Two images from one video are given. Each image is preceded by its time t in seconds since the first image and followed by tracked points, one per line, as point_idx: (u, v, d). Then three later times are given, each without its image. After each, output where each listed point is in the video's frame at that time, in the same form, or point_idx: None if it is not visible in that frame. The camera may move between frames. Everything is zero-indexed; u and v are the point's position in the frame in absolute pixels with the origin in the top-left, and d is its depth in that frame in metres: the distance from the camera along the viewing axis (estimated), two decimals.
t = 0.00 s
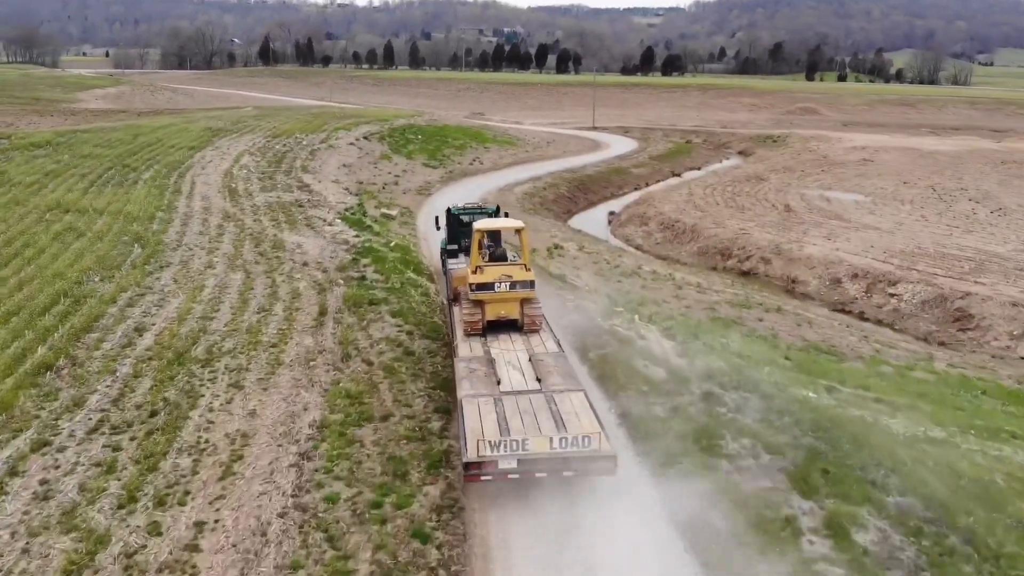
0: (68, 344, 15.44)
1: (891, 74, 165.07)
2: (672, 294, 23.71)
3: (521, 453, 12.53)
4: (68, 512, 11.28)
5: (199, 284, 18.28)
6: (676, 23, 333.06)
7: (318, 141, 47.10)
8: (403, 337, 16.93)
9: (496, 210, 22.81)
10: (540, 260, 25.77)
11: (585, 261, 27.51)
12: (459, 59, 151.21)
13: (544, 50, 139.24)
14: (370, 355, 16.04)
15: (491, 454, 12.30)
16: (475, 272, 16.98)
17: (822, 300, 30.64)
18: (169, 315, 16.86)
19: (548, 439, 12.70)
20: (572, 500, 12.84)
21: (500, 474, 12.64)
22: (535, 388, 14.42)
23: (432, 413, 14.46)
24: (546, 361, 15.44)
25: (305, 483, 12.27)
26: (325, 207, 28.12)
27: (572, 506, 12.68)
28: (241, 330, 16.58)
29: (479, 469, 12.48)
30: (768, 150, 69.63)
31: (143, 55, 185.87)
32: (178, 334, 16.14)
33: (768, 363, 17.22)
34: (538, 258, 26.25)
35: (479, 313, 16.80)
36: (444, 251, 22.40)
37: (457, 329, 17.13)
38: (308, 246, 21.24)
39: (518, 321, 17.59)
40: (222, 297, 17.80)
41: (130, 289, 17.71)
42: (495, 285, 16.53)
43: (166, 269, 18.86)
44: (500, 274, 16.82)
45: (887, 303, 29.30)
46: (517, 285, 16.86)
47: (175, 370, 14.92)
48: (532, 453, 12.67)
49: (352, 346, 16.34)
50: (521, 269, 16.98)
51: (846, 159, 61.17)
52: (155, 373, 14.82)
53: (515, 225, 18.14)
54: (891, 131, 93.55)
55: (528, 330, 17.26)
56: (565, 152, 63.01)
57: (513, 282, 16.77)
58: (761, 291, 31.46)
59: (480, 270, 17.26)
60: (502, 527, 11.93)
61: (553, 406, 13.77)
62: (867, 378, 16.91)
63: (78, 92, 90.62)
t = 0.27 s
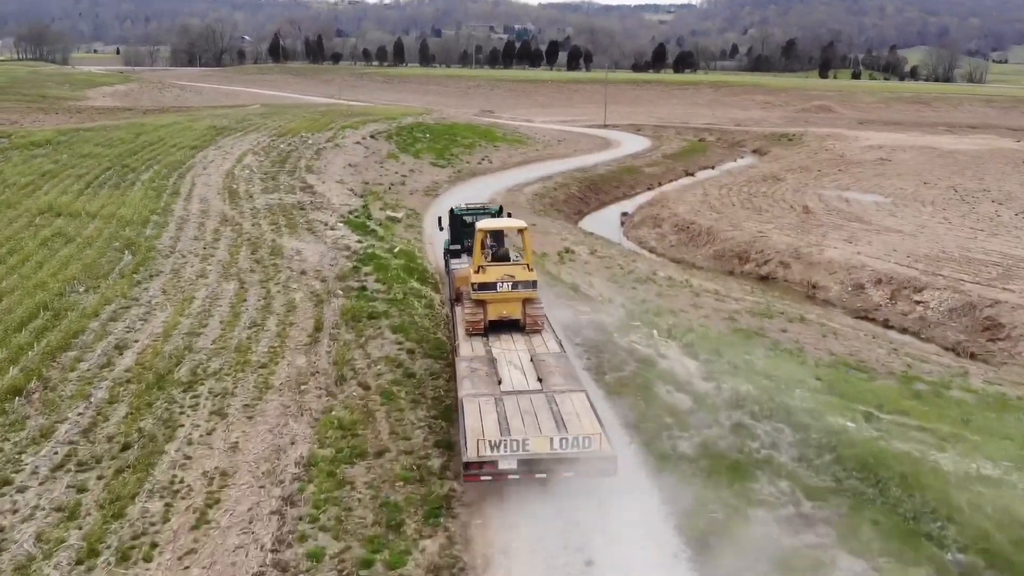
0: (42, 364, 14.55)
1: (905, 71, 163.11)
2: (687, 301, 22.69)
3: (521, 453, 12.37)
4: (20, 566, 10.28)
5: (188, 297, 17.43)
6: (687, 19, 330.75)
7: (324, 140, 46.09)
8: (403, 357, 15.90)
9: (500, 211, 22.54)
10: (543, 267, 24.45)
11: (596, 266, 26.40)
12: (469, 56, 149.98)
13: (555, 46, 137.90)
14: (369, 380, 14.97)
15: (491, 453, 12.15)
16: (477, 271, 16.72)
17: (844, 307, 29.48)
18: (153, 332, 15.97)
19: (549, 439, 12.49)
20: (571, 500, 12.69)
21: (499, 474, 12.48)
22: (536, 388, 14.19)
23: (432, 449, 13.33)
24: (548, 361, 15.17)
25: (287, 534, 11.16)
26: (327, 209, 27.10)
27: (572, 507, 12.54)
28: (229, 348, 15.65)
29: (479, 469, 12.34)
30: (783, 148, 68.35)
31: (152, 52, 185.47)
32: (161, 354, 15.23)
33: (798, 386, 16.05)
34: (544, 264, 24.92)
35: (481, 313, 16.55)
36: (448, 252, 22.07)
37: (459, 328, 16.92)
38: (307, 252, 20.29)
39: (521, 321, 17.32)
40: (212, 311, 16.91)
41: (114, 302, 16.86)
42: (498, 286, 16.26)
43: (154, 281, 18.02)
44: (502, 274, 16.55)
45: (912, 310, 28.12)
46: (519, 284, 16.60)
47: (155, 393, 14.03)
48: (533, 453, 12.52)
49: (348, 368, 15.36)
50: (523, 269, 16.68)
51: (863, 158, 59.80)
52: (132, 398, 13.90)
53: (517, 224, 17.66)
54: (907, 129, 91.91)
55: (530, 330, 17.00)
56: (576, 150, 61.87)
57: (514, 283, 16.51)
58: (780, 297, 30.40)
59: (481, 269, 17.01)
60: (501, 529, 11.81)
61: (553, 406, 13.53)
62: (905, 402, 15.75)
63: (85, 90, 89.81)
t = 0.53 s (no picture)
0: None
1: (924, 68, 160.51)
2: (710, 313, 21.38)
3: (523, 456, 12.10)
4: None
5: (172, 315, 16.24)
6: (702, 16, 327.88)
7: (332, 139, 44.84)
8: (399, 393, 14.38)
9: (505, 212, 22.22)
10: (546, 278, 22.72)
11: (612, 274, 25.06)
12: (482, 53, 148.57)
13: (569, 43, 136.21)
14: (361, 422, 13.47)
15: (492, 456, 11.91)
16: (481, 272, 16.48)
17: (874, 318, 28.00)
18: (128, 358, 14.72)
19: (551, 442, 12.22)
20: (576, 502, 12.38)
21: (500, 476, 12.22)
22: (539, 390, 13.93)
23: (430, 508, 11.78)
24: (551, 364, 14.91)
25: None
26: (331, 214, 25.82)
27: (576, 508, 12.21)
28: (210, 377, 14.36)
29: (481, 471, 12.08)
30: (803, 148, 66.71)
31: (165, 49, 184.96)
32: (134, 384, 13.93)
33: (843, 421, 14.61)
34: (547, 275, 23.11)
35: (484, 314, 16.28)
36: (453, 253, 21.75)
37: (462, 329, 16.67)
38: (304, 265, 18.98)
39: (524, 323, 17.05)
40: (195, 333, 15.66)
41: (89, 324, 15.62)
42: (502, 287, 16.03)
43: (136, 298, 16.83)
44: (506, 275, 16.30)
45: (947, 322, 26.64)
46: (523, 286, 16.35)
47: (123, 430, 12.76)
48: (534, 456, 12.25)
49: (339, 403, 13.94)
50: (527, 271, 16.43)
51: (886, 158, 58.11)
52: (94, 439, 12.53)
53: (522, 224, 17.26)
54: (929, 128, 89.88)
55: (533, 332, 16.76)
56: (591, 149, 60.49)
57: (519, 284, 16.26)
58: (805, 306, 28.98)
59: (485, 270, 16.75)
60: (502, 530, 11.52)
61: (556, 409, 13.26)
62: (960, 441, 14.32)
63: (93, 87, 88.91)
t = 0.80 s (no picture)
0: None
1: (939, 67, 158.54)
2: (729, 327, 20.34)
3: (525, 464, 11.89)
4: None
5: (155, 335, 15.27)
6: (713, 14, 326.55)
7: (338, 140, 43.88)
8: (394, 427, 13.26)
9: (508, 215, 22.10)
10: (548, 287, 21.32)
11: (626, 283, 23.96)
12: (493, 52, 147.56)
13: (579, 41, 135.05)
14: (351, 468, 12.27)
15: (493, 465, 11.64)
16: (482, 277, 16.38)
17: (899, 329, 26.83)
18: (104, 384, 13.73)
19: (552, 449, 11.93)
20: (575, 504, 12.22)
21: (501, 484, 12.00)
22: (540, 394, 13.80)
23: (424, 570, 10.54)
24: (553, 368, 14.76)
25: None
26: (332, 219, 24.77)
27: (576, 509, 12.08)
28: (189, 408, 13.29)
29: (482, 479, 11.87)
30: (819, 149, 65.37)
31: (176, 47, 184.67)
32: (106, 416, 12.87)
33: (884, 456, 13.45)
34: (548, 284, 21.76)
35: (487, 319, 16.12)
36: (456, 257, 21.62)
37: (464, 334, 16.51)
38: (301, 278, 17.93)
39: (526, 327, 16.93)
40: (178, 357, 14.64)
41: (65, 346, 14.62)
42: (504, 292, 15.93)
43: (117, 317, 15.82)
44: (508, 279, 16.18)
45: (976, 335, 25.47)
46: (525, 291, 16.25)
47: (88, 468, 11.73)
48: (535, 464, 12.02)
49: (328, 441, 12.84)
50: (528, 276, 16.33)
51: (904, 160, 56.80)
52: (56, 482, 11.43)
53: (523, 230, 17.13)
54: (946, 128, 88.35)
55: (535, 337, 16.64)
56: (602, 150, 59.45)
57: (521, 289, 16.15)
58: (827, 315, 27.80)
59: (488, 274, 16.63)
60: (500, 534, 11.44)
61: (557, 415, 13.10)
62: (1011, 481, 13.18)
63: (101, 85, 88.46)
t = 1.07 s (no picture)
0: None
1: (956, 63, 156.14)
2: (753, 342, 19.04)
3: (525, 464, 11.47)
4: None
5: (128, 360, 14.03)
6: (726, 8, 323.87)
7: (344, 138, 42.66)
8: (389, 468, 11.94)
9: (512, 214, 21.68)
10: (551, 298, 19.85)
11: (642, 292, 22.64)
12: (504, 47, 146.08)
13: (591, 36, 133.47)
14: (334, 532, 10.65)
15: (492, 465, 11.23)
16: (483, 276, 15.95)
17: (930, 341, 25.40)
18: (65, 421, 12.47)
19: (552, 450, 11.49)
20: (575, 502, 11.78)
21: (501, 485, 11.58)
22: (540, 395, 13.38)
23: None
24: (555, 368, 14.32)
25: None
26: (333, 223, 23.52)
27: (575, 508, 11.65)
28: (157, 452, 11.96)
29: (482, 480, 11.45)
30: (839, 147, 63.77)
31: (186, 42, 183.96)
32: (62, 462, 11.58)
33: (942, 504, 12.11)
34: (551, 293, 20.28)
35: (488, 319, 15.68)
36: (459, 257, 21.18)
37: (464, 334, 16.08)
38: (293, 295, 16.60)
39: (528, 326, 16.51)
40: (151, 388, 13.36)
41: (28, 376, 13.38)
42: (506, 292, 15.52)
43: (89, 341, 14.57)
44: (510, 279, 15.75)
45: (1014, 348, 24.03)
46: (527, 290, 15.83)
47: (35, 529, 10.41)
48: (535, 465, 11.60)
49: (310, 494, 11.31)
50: (530, 275, 15.88)
51: (926, 158, 55.14)
52: None
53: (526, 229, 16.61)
54: (967, 125, 86.39)
55: (537, 337, 16.21)
56: (615, 146, 58.06)
57: (523, 289, 15.69)
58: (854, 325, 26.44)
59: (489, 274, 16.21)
60: (497, 531, 11.05)
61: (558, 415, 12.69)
62: None
63: (108, 81, 87.67)
